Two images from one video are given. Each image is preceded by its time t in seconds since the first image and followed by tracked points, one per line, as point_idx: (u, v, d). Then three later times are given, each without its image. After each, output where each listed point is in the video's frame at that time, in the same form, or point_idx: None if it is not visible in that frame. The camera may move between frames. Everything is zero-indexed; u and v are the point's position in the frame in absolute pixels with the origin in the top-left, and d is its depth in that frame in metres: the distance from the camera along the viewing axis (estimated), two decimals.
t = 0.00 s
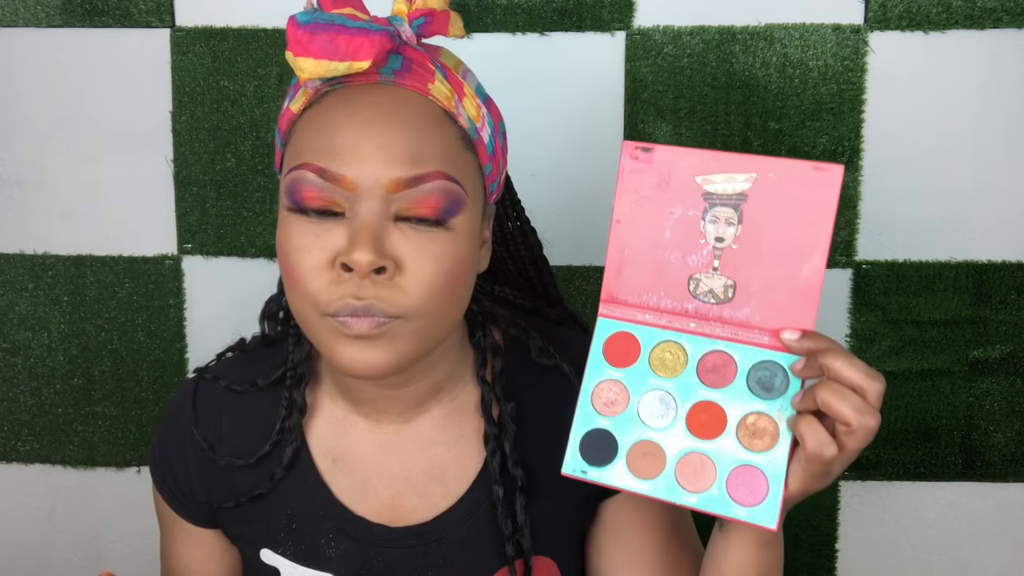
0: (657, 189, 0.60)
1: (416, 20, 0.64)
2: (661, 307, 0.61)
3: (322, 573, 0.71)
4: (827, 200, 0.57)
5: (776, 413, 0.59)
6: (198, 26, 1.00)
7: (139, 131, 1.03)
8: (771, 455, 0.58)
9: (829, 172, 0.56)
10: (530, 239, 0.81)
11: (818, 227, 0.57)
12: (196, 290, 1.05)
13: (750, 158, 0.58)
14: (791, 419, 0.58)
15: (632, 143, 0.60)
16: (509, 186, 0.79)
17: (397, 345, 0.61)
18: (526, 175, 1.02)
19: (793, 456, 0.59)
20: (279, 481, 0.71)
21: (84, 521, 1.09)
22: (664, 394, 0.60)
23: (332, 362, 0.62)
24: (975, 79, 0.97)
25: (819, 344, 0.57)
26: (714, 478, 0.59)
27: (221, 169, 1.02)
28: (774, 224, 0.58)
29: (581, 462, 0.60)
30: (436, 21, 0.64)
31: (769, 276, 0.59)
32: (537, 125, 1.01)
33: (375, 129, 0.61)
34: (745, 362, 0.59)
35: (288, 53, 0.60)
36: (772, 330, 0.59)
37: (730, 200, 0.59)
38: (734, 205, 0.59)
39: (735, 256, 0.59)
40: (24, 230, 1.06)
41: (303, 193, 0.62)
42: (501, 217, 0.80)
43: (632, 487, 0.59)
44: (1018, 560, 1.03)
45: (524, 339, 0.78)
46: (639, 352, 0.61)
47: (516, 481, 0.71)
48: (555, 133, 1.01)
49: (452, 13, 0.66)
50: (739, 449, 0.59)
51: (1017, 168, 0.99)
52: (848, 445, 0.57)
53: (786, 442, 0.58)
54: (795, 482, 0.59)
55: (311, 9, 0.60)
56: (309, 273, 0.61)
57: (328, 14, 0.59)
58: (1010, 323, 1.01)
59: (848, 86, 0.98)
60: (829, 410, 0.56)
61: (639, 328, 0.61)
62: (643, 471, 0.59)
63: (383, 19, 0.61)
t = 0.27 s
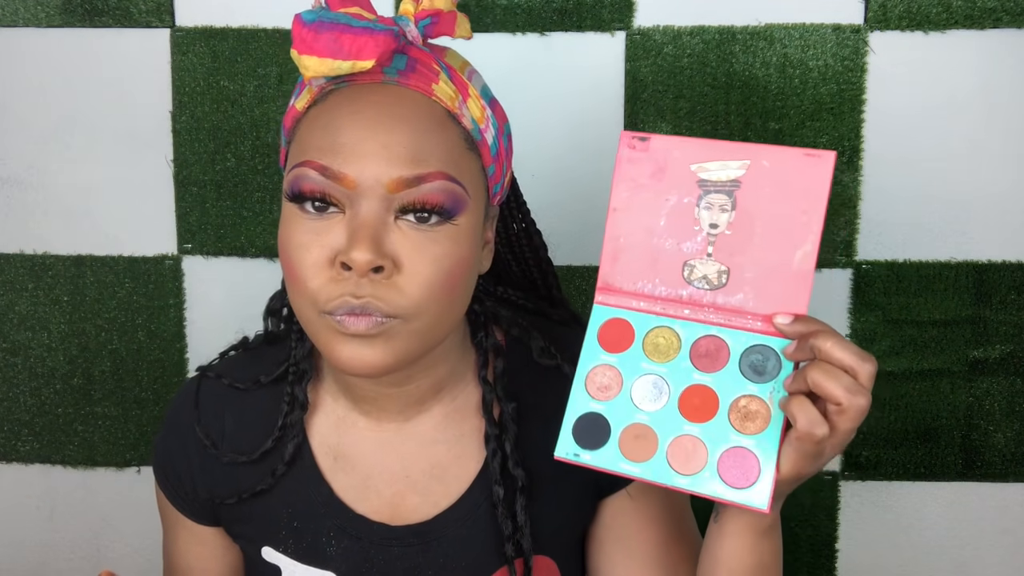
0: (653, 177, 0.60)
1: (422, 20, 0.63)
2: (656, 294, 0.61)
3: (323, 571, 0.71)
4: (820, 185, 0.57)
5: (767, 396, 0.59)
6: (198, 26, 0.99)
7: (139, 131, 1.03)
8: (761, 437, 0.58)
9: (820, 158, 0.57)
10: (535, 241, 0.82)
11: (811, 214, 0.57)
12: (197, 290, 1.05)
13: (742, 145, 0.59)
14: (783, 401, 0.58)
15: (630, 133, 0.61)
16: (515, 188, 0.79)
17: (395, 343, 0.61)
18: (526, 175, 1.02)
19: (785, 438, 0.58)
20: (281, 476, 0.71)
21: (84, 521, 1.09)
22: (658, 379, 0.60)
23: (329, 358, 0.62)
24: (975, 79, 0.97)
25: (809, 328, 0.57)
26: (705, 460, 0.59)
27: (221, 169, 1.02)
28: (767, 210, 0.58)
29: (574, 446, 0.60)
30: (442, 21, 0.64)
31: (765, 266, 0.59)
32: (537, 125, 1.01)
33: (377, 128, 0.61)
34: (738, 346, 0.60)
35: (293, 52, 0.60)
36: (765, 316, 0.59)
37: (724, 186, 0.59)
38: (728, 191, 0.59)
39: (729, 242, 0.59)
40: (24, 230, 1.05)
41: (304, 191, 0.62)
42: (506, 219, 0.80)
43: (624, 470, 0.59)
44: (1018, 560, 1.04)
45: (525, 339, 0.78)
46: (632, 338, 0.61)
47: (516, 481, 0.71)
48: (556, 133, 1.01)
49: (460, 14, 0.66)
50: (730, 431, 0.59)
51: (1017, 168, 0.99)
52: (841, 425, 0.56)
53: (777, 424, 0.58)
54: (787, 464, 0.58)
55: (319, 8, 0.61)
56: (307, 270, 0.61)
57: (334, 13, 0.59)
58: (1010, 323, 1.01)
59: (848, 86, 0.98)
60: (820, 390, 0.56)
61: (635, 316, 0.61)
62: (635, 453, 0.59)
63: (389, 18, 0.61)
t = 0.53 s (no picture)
0: (682, 167, 0.60)
1: (428, 20, 0.64)
2: (674, 288, 0.61)
3: (324, 569, 0.70)
4: (852, 195, 0.57)
5: (771, 399, 0.59)
6: (198, 26, 1.00)
7: (139, 131, 1.03)
8: (764, 441, 0.58)
9: (857, 166, 0.57)
10: (538, 242, 0.82)
11: (838, 221, 0.57)
12: (196, 290, 1.05)
13: (778, 145, 0.58)
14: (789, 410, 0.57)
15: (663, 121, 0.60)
16: (518, 189, 0.79)
17: (398, 342, 0.61)
18: (526, 175, 1.02)
19: (787, 448, 0.58)
20: (283, 473, 0.71)
21: (84, 521, 1.09)
22: (664, 374, 0.60)
23: (332, 356, 0.62)
24: (975, 79, 0.97)
25: (824, 338, 0.57)
26: (705, 459, 0.59)
27: (221, 169, 1.02)
28: (795, 214, 0.58)
29: (573, 432, 0.60)
30: (448, 21, 0.64)
31: (783, 270, 0.59)
32: (537, 125, 1.01)
33: (384, 127, 0.61)
34: (749, 347, 0.60)
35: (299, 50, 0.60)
36: (780, 322, 0.59)
37: (753, 185, 0.59)
38: (756, 191, 0.59)
39: (751, 242, 0.59)
40: (24, 230, 1.06)
41: (309, 188, 0.62)
42: (507, 221, 0.80)
43: (622, 461, 0.59)
44: (1018, 559, 1.03)
45: (527, 339, 0.78)
46: (644, 330, 0.61)
47: (517, 481, 0.71)
48: (556, 133, 1.01)
49: (465, 14, 0.66)
50: (732, 433, 0.59)
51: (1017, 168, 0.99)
52: (845, 439, 0.56)
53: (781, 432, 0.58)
54: (786, 473, 0.58)
55: (325, 7, 0.60)
56: (312, 268, 0.61)
57: (340, 12, 0.59)
58: (1010, 323, 1.01)
59: (848, 86, 0.98)
60: (828, 403, 0.55)
61: (649, 307, 0.61)
62: (633, 446, 0.59)
63: (395, 18, 0.61)
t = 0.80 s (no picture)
0: (684, 166, 0.60)
1: (432, 20, 0.63)
2: (675, 288, 0.61)
3: (324, 569, 0.70)
4: (853, 196, 0.57)
5: (772, 400, 0.59)
6: (198, 26, 1.00)
7: (139, 131, 1.03)
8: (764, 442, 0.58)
9: (859, 167, 0.57)
10: (540, 242, 0.82)
11: (839, 222, 0.57)
12: (196, 290, 1.05)
13: (780, 145, 0.58)
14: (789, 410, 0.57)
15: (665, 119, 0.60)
16: (519, 189, 0.79)
17: (402, 343, 0.61)
18: (526, 175, 1.02)
19: (786, 448, 0.58)
20: (283, 473, 0.71)
21: (84, 521, 1.09)
22: (665, 373, 0.60)
23: (336, 356, 0.62)
24: (976, 79, 0.97)
25: (825, 338, 0.57)
26: (704, 459, 0.59)
27: (221, 169, 1.02)
28: (796, 214, 0.58)
29: (573, 429, 0.60)
30: (451, 22, 0.64)
31: (784, 271, 0.59)
32: (537, 125, 1.01)
33: (388, 126, 0.61)
34: (750, 347, 0.60)
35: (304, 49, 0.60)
36: (781, 322, 0.59)
37: (755, 185, 0.59)
38: (759, 191, 0.59)
39: (753, 242, 0.59)
40: (24, 230, 1.06)
41: (314, 187, 0.62)
42: (510, 219, 0.80)
43: (621, 459, 0.59)
44: (1018, 559, 1.04)
45: (528, 338, 0.78)
46: (644, 330, 0.61)
47: (518, 480, 0.71)
48: (555, 133, 1.01)
49: (469, 15, 0.65)
50: (733, 434, 0.59)
51: (1017, 168, 0.99)
52: (845, 441, 0.56)
53: (780, 431, 0.58)
54: (785, 474, 0.58)
55: (330, 7, 0.60)
56: (317, 269, 0.61)
57: (345, 12, 0.59)
58: (1009, 323, 1.01)
59: (848, 86, 0.98)
60: (827, 404, 0.55)
61: (650, 306, 0.61)
62: (632, 444, 0.59)
63: (399, 18, 0.61)
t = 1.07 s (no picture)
0: (682, 169, 0.60)
1: (434, 20, 0.63)
2: (676, 292, 0.61)
3: (325, 569, 0.70)
4: (852, 197, 0.57)
5: (774, 406, 0.59)
6: (198, 26, 1.00)
7: (139, 131, 1.03)
8: (767, 449, 0.58)
9: (860, 169, 0.56)
10: (540, 241, 0.82)
11: (839, 224, 0.57)
12: (197, 290, 1.05)
13: (779, 146, 0.58)
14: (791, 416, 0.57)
15: (661, 121, 0.60)
16: (519, 189, 0.79)
17: (405, 343, 0.61)
18: (526, 175, 1.02)
19: (789, 454, 0.58)
20: (284, 473, 0.71)
21: (83, 521, 1.09)
22: (666, 379, 0.60)
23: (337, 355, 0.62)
24: (976, 79, 0.97)
25: (828, 343, 0.57)
26: (706, 466, 0.59)
27: (221, 169, 1.02)
28: (796, 216, 0.58)
29: (574, 436, 0.60)
30: (454, 22, 0.64)
31: (784, 274, 0.59)
32: (537, 125, 1.01)
33: (391, 125, 0.61)
34: (751, 351, 0.60)
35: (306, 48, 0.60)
36: (783, 326, 0.59)
37: (755, 188, 0.59)
38: (759, 194, 0.59)
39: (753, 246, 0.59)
40: (24, 230, 1.05)
41: (316, 185, 0.62)
42: (511, 217, 0.81)
43: (622, 466, 0.60)
44: (1018, 560, 1.04)
45: (528, 339, 0.78)
46: (645, 333, 0.61)
47: (518, 480, 0.71)
48: (555, 133, 1.01)
49: (470, 16, 0.65)
50: (734, 440, 0.59)
51: (1017, 168, 0.99)
52: (847, 446, 0.56)
53: (783, 437, 0.58)
54: (788, 480, 0.58)
55: (333, 6, 0.60)
56: (320, 267, 0.61)
57: (348, 11, 0.59)
58: (1009, 323, 1.01)
59: (848, 86, 0.98)
60: (831, 411, 0.55)
61: (649, 310, 0.61)
62: (633, 451, 0.60)
63: (401, 18, 0.61)
